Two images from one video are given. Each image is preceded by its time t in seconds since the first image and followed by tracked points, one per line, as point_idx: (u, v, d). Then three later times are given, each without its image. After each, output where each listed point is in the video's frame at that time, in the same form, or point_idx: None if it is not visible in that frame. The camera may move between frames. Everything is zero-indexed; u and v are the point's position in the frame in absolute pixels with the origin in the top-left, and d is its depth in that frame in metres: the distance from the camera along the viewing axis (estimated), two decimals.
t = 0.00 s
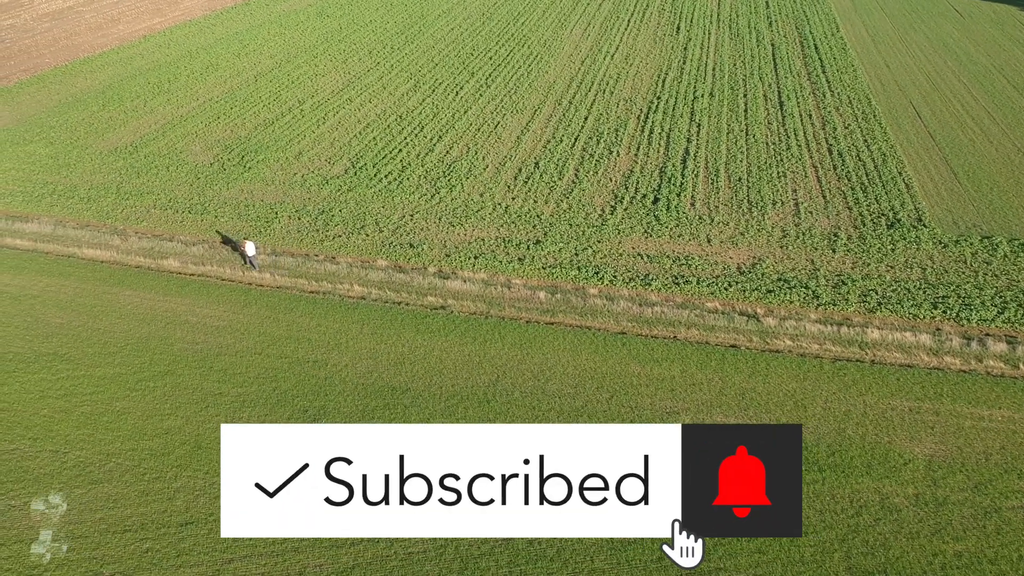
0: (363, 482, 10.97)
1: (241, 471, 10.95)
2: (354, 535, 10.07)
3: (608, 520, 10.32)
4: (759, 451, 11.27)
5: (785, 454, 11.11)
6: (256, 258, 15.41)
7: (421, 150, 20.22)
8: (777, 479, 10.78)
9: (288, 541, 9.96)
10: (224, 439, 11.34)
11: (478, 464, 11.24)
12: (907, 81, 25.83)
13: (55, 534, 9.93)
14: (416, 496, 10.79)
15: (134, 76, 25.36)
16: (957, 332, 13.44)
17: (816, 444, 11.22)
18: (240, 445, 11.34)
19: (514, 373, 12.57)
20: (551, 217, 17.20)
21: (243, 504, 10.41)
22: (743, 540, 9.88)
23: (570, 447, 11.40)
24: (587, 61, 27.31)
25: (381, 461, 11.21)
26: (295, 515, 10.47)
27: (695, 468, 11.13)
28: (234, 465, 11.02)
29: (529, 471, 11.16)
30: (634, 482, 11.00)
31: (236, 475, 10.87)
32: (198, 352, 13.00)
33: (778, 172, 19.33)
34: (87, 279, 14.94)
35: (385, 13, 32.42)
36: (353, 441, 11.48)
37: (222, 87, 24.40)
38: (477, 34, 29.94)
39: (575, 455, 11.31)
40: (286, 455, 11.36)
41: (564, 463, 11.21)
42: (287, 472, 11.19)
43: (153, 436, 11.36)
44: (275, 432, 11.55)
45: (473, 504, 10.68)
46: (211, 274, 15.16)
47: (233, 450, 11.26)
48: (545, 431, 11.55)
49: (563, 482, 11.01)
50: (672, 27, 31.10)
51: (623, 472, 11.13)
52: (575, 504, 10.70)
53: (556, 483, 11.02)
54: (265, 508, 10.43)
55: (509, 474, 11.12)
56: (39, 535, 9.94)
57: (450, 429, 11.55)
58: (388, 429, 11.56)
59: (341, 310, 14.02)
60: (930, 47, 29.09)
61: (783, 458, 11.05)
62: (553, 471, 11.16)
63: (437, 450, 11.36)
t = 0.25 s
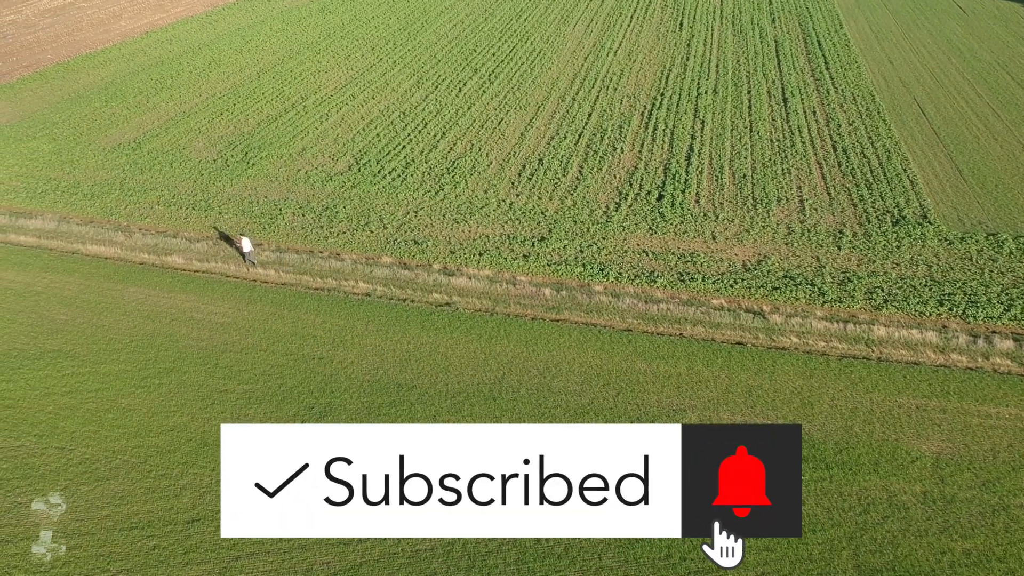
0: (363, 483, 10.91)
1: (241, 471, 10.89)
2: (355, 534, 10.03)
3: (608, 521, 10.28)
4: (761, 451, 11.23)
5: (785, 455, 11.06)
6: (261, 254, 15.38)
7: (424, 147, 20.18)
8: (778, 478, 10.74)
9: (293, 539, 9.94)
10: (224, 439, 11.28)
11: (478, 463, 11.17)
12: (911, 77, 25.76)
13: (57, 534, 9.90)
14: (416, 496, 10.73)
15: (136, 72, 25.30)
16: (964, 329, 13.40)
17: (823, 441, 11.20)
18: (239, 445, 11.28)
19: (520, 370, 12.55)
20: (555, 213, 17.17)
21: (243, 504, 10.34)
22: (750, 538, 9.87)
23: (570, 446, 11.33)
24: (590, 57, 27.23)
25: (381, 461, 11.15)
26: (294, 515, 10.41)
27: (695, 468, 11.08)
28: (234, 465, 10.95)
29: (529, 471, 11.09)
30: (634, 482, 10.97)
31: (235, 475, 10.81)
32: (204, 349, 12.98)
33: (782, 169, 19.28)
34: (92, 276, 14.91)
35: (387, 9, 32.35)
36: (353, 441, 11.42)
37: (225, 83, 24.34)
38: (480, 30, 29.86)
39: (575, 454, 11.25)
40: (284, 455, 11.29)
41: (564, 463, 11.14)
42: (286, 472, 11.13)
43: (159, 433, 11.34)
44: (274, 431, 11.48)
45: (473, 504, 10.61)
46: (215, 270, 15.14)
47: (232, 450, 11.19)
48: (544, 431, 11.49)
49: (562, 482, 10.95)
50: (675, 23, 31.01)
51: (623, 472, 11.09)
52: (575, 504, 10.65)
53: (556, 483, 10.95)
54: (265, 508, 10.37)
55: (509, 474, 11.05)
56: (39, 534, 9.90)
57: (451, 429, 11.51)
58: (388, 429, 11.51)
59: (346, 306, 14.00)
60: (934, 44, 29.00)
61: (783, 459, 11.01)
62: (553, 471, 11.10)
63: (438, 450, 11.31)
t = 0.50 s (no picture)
0: (363, 483, 10.90)
1: (241, 472, 10.86)
2: (356, 534, 10.00)
3: (608, 521, 10.25)
4: (762, 450, 11.21)
5: (784, 455, 11.02)
6: (264, 253, 15.36)
7: (427, 146, 20.15)
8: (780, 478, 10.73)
9: (297, 538, 9.92)
10: (223, 439, 11.24)
11: (478, 463, 11.16)
12: (914, 77, 25.72)
13: (57, 534, 9.86)
14: (416, 496, 10.71)
15: (138, 71, 25.27)
16: (969, 328, 13.38)
17: (828, 441, 11.18)
18: (239, 445, 11.26)
19: (523, 369, 12.53)
20: (558, 212, 17.14)
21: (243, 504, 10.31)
22: (756, 538, 9.85)
23: (570, 447, 11.31)
24: (592, 56, 27.20)
25: (381, 461, 11.13)
26: (294, 515, 10.38)
27: (695, 468, 11.06)
28: (234, 465, 10.93)
29: (528, 471, 11.08)
30: (634, 482, 10.95)
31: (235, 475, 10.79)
32: (207, 348, 12.96)
33: (785, 168, 19.25)
34: (95, 275, 14.89)
35: (389, 8, 32.31)
36: (353, 441, 11.40)
37: (227, 82, 24.31)
38: (482, 29, 29.82)
39: (575, 454, 11.24)
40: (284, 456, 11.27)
41: (564, 463, 11.12)
42: (286, 472, 11.10)
43: (162, 432, 11.32)
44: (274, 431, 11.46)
45: (473, 504, 10.59)
46: (218, 269, 15.13)
47: (231, 451, 11.16)
48: (544, 431, 11.46)
49: (562, 482, 10.93)
50: (677, 23, 30.97)
51: (622, 472, 11.07)
52: (575, 504, 10.63)
53: (556, 483, 10.94)
54: (265, 508, 10.34)
55: (509, 474, 11.03)
56: (40, 534, 9.87)
57: (452, 429, 11.48)
58: (388, 429, 11.48)
59: (349, 306, 13.98)
60: (936, 43, 28.97)
61: (783, 459, 10.96)
62: (553, 471, 11.08)
63: (439, 450, 11.29)
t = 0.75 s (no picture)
0: (363, 482, 10.87)
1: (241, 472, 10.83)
2: (357, 535, 9.98)
3: (608, 521, 10.23)
4: (761, 450, 11.18)
5: (784, 454, 10.98)
6: (266, 252, 15.34)
7: (429, 145, 20.12)
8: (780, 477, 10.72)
9: (301, 538, 9.90)
10: (223, 439, 11.21)
11: (478, 463, 11.14)
12: (917, 76, 25.68)
13: (57, 534, 9.83)
14: (416, 496, 10.68)
15: (139, 70, 25.24)
16: (973, 328, 13.36)
17: (833, 441, 11.16)
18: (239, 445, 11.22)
19: (527, 369, 12.51)
20: (561, 212, 17.12)
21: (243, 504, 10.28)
22: (761, 537, 9.83)
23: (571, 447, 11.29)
24: (594, 55, 27.16)
25: (381, 461, 11.11)
26: (294, 515, 10.36)
27: (695, 469, 11.05)
28: (234, 465, 10.89)
29: (529, 471, 11.06)
30: (634, 482, 10.94)
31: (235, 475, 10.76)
32: (210, 347, 12.95)
33: (788, 168, 19.23)
34: (98, 274, 14.87)
35: (390, 7, 32.28)
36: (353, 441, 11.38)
37: (229, 81, 24.29)
38: (483, 28, 29.79)
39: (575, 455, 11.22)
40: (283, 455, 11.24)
41: (564, 463, 11.10)
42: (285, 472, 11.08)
43: (166, 431, 11.30)
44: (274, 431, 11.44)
45: (473, 504, 10.57)
46: (221, 268, 15.11)
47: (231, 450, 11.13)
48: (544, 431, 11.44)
49: (562, 482, 10.91)
50: (679, 22, 30.93)
51: (622, 472, 11.06)
52: (575, 504, 10.60)
53: (556, 483, 10.92)
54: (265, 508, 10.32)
55: (509, 474, 11.01)
56: (40, 534, 9.84)
57: (453, 429, 11.45)
58: (389, 429, 11.46)
59: (352, 305, 13.96)
60: (938, 43, 28.92)
61: (783, 458, 10.91)
62: (553, 471, 11.06)
63: (439, 450, 11.27)
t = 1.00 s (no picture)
0: (363, 482, 10.84)
1: (241, 472, 10.81)
2: (358, 535, 9.96)
3: (608, 521, 10.22)
4: (762, 451, 11.22)
5: (785, 455, 10.99)
6: (268, 252, 15.32)
7: (431, 144, 20.10)
8: (781, 477, 10.72)
9: (303, 538, 9.89)
10: (224, 439, 11.18)
11: (478, 463, 11.12)
12: (918, 76, 25.65)
13: (58, 533, 9.82)
14: (416, 496, 10.66)
15: (140, 70, 25.20)
16: (975, 328, 13.34)
17: (836, 441, 11.14)
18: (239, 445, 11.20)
19: (529, 368, 12.49)
20: (563, 211, 17.11)
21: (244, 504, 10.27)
22: (764, 537, 9.82)
23: (570, 447, 11.28)
24: (595, 55, 27.13)
25: (381, 461, 11.09)
26: (294, 515, 10.34)
27: (696, 469, 11.05)
28: (234, 465, 10.87)
29: (528, 471, 11.03)
30: (634, 482, 10.92)
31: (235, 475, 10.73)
32: (212, 347, 12.93)
33: (790, 167, 19.21)
34: (99, 274, 14.86)
35: (391, 7, 32.25)
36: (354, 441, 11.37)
37: (230, 81, 24.26)
38: (484, 28, 29.75)
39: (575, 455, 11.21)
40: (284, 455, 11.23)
41: (564, 463, 11.08)
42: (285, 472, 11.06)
43: (168, 431, 11.28)
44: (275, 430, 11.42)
45: (473, 505, 10.54)
46: (223, 268, 15.09)
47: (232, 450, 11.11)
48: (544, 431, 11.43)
49: (562, 482, 10.89)
50: (680, 22, 30.90)
51: (622, 472, 11.05)
52: (575, 504, 10.58)
53: (556, 483, 10.89)
54: (265, 508, 10.29)
55: (509, 474, 10.99)
56: (41, 534, 9.82)
57: (454, 429, 11.44)
58: (390, 428, 11.45)
59: (354, 304, 13.95)
60: (939, 42, 28.90)
61: (783, 459, 10.94)
62: (552, 471, 11.03)
63: (439, 450, 11.26)
